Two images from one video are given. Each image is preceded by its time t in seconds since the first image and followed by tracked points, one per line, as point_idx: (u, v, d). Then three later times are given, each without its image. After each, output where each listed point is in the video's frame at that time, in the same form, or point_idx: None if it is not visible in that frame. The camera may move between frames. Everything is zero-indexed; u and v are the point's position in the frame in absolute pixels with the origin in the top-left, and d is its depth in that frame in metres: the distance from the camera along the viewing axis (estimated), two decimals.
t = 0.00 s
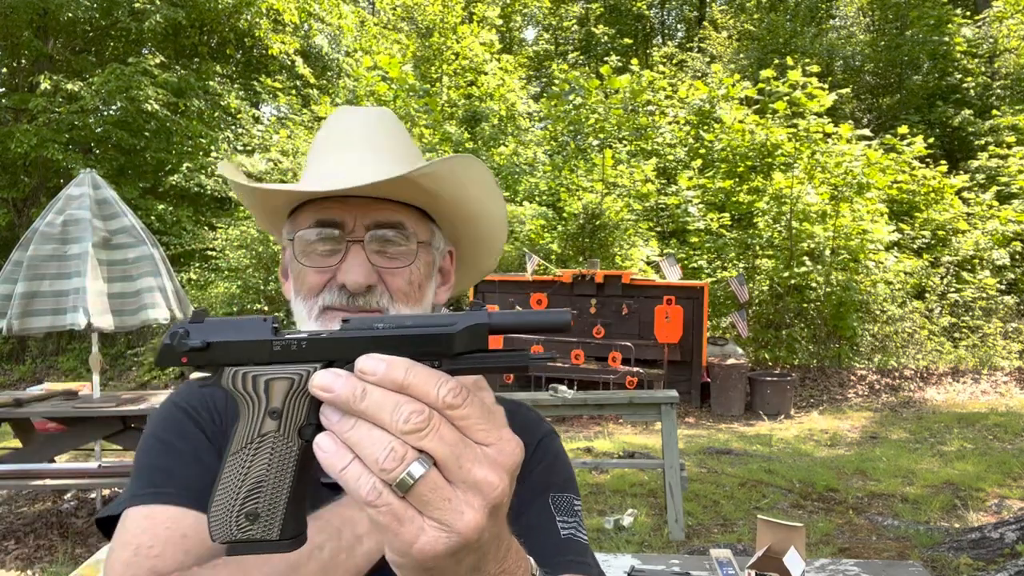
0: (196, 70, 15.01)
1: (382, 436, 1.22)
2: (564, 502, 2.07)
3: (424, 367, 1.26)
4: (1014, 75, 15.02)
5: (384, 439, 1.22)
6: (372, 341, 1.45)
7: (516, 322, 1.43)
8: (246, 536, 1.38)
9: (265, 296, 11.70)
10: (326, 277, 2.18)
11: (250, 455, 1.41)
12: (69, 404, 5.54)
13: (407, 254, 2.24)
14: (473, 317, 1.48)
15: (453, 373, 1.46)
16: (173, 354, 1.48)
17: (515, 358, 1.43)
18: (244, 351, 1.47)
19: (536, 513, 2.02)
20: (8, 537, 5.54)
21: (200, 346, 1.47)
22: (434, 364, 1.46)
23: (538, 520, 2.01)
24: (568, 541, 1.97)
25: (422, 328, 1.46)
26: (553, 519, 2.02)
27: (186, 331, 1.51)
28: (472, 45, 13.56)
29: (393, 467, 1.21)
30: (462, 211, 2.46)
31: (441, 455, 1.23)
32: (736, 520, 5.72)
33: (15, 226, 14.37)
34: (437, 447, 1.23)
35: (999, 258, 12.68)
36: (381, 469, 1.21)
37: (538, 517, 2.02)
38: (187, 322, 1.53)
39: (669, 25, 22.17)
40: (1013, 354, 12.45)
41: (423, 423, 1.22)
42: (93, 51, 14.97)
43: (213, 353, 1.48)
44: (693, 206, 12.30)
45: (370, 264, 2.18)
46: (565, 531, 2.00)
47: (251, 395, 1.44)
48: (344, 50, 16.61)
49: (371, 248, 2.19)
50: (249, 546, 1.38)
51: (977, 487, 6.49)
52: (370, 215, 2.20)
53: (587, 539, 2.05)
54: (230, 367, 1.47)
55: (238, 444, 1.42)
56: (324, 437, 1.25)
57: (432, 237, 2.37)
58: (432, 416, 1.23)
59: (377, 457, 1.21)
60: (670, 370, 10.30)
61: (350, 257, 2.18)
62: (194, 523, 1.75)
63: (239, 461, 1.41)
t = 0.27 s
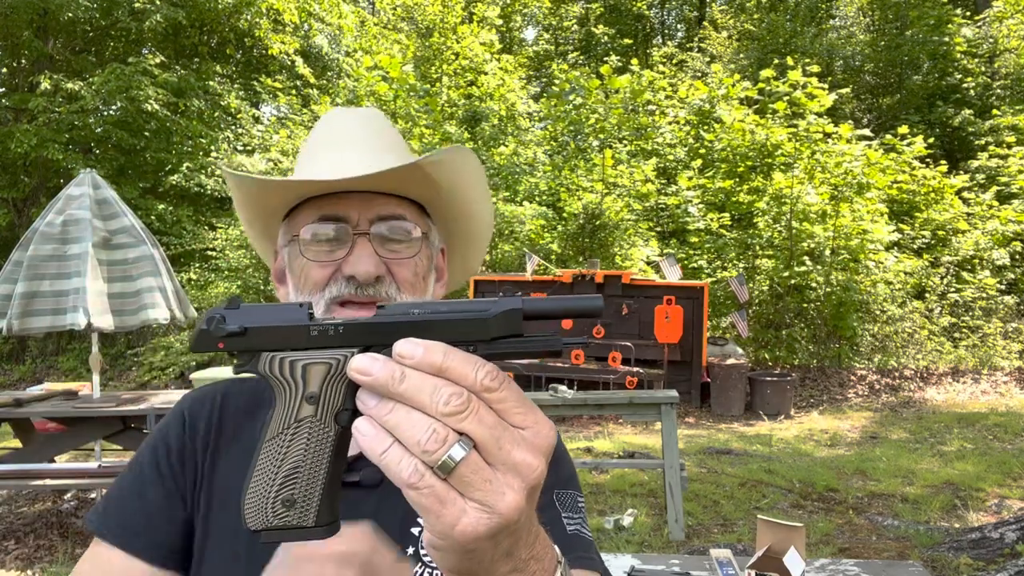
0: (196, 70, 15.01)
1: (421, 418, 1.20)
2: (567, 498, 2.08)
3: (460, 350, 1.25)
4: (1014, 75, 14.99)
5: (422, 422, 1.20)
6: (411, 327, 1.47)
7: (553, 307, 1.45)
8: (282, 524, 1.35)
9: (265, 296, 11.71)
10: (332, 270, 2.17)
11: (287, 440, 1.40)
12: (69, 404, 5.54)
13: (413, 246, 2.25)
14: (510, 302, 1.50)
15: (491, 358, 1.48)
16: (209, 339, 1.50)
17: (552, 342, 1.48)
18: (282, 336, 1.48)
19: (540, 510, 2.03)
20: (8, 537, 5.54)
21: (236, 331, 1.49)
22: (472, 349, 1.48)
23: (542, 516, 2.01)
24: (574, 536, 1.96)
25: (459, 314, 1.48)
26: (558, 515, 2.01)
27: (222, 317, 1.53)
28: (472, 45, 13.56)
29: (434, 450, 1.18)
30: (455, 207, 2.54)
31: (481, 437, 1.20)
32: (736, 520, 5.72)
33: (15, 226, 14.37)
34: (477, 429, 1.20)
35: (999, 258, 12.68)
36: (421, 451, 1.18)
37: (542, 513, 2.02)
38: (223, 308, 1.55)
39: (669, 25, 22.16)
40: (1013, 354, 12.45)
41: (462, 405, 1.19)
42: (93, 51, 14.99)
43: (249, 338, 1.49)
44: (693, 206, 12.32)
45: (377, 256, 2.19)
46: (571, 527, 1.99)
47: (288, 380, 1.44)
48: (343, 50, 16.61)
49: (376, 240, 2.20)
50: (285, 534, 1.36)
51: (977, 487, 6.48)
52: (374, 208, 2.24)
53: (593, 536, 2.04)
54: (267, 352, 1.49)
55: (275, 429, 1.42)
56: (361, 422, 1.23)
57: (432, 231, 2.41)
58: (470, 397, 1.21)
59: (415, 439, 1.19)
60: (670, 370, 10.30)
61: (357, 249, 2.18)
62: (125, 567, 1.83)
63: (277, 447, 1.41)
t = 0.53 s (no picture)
0: (196, 70, 15.00)
1: (414, 409, 1.20)
2: (567, 501, 2.07)
3: (458, 343, 1.25)
4: (1014, 75, 14.97)
5: (415, 413, 1.20)
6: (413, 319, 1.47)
7: (552, 302, 1.44)
8: (280, 511, 1.35)
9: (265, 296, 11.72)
10: (327, 259, 2.15)
11: (287, 429, 1.42)
12: (69, 404, 5.54)
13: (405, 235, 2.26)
14: (510, 296, 1.49)
15: (490, 351, 1.48)
16: (215, 326, 1.52)
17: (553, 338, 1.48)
18: (286, 325, 1.50)
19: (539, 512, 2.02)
20: (9, 537, 5.54)
21: (241, 319, 1.51)
22: (471, 342, 1.48)
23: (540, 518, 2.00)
24: (573, 539, 1.93)
25: (460, 307, 1.48)
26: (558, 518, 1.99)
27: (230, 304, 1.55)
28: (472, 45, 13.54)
29: (425, 439, 1.18)
30: (437, 199, 2.57)
31: (473, 430, 1.20)
32: (736, 520, 5.72)
33: (15, 226, 14.37)
34: (470, 421, 1.19)
35: (999, 258, 12.69)
36: (413, 441, 1.18)
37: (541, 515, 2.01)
38: (229, 295, 1.57)
39: (669, 25, 22.15)
40: (1013, 354, 12.44)
41: (456, 396, 1.19)
42: (93, 51, 14.99)
43: (254, 326, 1.51)
44: (693, 206, 12.33)
45: (369, 243, 2.18)
46: (570, 530, 1.97)
47: (291, 367, 1.46)
48: (343, 50, 16.61)
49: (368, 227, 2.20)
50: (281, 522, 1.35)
51: (977, 487, 6.49)
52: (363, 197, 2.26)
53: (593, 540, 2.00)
54: (271, 340, 1.50)
55: (276, 416, 1.43)
56: (358, 411, 1.24)
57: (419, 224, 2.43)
58: (464, 389, 1.20)
59: (407, 429, 1.19)
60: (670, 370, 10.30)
61: (350, 238, 2.18)
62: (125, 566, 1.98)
63: (277, 434, 1.42)
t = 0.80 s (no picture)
0: (196, 70, 14.98)
1: (406, 401, 1.18)
2: (560, 497, 2.05)
3: (465, 341, 1.19)
4: (1014, 75, 14.95)
5: (406, 404, 1.18)
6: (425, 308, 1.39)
7: (570, 305, 1.23)
8: (300, 478, 1.52)
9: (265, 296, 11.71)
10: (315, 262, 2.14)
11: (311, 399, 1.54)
12: (69, 404, 5.54)
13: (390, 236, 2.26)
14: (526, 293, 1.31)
15: (499, 354, 1.31)
16: (260, 294, 1.69)
17: (569, 346, 1.26)
18: (315, 301, 1.59)
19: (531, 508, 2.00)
20: (8, 537, 5.54)
21: (279, 290, 1.66)
22: (481, 341, 1.32)
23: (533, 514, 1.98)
24: (565, 538, 1.93)
25: (469, 302, 1.34)
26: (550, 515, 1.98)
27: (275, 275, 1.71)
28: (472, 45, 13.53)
29: (405, 433, 1.16)
30: (413, 193, 2.54)
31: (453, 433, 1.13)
32: (736, 520, 5.72)
33: (15, 226, 14.37)
34: (452, 423, 1.12)
35: (999, 258, 12.69)
36: (394, 434, 1.17)
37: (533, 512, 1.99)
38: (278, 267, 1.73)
39: (669, 24, 22.16)
40: (1013, 354, 12.44)
41: (441, 396, 1.13)
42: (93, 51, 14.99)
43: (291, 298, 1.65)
44: (693, 206, 12.33)
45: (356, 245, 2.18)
46: (562, 528, 1.96)
47: (317, 341, 1.56)
48: (343, 50, 16.61)
49: (354, 229, 2.20)
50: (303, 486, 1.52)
51: (977, 487, 6.48)
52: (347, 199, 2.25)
53: (582, 536, 2.01)
54: (304, 312, 1.62)
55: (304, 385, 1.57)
56: (365, 395, 1.27)
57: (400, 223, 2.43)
58: (453, 389, 1.14)
59: (394, 420, 1.18)
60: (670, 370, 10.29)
61: (337, 240, 2.17)
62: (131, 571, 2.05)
63: (304, 402, 1.56)
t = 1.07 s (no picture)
0: (196, 70, 14.97)
1: (404, 403, 1.19)
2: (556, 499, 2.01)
3: (465, 347, 1.19)
4: (1014, 75, 14.95)
5: (403, 407, 1.18)
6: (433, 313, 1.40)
7: (568, 317, 1.22)
8: (316, 478, 1.56)
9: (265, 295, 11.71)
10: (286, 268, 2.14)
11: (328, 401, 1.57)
12: (69, 404, 5.53)
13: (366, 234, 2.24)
14: (530, 300, 1.31)
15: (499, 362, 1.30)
16: (288, 295, 1.75)
17: (567, 356, 1.24)
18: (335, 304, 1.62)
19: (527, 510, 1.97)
20: (8, 537, 5.54)
21: (305, 293, 1.71)
22: (483, 348, 1.30)
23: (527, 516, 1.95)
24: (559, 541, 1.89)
25: (475, 309, 1.34)
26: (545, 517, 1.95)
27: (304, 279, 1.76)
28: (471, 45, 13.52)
29: (401, 435, 1.16)
30: (394, 190, 2.54)
31: (444, 440, 1.13)
32: (736, 520, 5.72)
33: (15, 226, 14.36)
34: (443, 429, 1.12)
35: (999, 258, 12.69)
36: (390, 436, 1.18)
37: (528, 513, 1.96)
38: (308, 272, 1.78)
39: (669, 24, 22.16)
40: (1013, 354, 12.43)
41: (435, 401, 1.13)
42: (93, 51, 15.00)
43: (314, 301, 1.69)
44: (693, 206, 12.33)
45: (330, 246, 2.17)
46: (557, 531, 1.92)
47: (334, 343, 1.58)
48: (343, 49, 16.61)
49: (327, 231, 2.18)
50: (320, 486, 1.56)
51: (977, 487, 6.48)
52: (318, 200, 2.23)
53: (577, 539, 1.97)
54: (324, 316, 1.64)
55: (323, 387, 1.60)
56: (372, 398, 1.28)
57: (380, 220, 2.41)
58: (447, 395, 1.14)
59: (390, 422, 1.18)
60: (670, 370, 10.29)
61: (310, 243, 2.16)
62: None
63: (323, 404, 1.59)
